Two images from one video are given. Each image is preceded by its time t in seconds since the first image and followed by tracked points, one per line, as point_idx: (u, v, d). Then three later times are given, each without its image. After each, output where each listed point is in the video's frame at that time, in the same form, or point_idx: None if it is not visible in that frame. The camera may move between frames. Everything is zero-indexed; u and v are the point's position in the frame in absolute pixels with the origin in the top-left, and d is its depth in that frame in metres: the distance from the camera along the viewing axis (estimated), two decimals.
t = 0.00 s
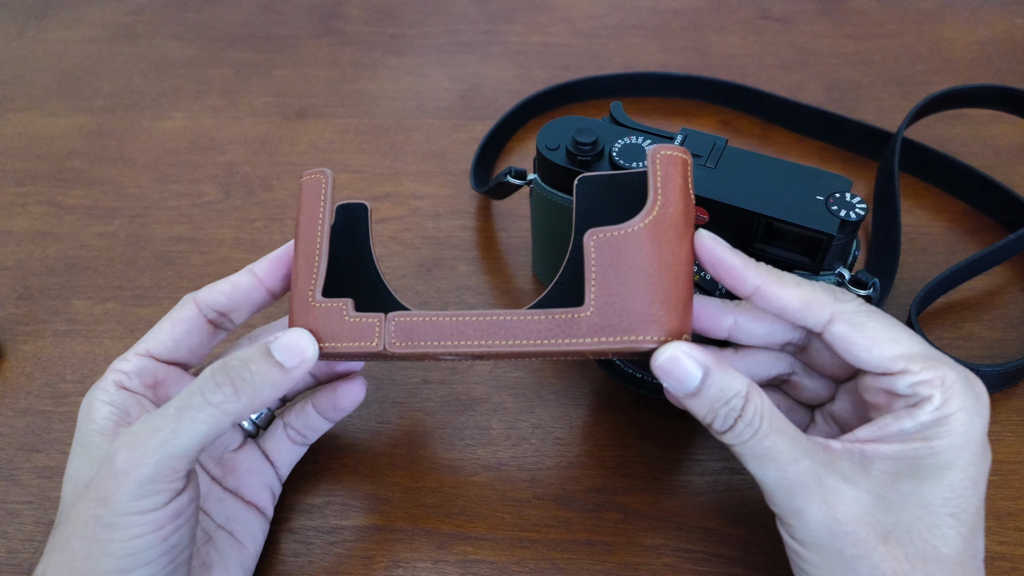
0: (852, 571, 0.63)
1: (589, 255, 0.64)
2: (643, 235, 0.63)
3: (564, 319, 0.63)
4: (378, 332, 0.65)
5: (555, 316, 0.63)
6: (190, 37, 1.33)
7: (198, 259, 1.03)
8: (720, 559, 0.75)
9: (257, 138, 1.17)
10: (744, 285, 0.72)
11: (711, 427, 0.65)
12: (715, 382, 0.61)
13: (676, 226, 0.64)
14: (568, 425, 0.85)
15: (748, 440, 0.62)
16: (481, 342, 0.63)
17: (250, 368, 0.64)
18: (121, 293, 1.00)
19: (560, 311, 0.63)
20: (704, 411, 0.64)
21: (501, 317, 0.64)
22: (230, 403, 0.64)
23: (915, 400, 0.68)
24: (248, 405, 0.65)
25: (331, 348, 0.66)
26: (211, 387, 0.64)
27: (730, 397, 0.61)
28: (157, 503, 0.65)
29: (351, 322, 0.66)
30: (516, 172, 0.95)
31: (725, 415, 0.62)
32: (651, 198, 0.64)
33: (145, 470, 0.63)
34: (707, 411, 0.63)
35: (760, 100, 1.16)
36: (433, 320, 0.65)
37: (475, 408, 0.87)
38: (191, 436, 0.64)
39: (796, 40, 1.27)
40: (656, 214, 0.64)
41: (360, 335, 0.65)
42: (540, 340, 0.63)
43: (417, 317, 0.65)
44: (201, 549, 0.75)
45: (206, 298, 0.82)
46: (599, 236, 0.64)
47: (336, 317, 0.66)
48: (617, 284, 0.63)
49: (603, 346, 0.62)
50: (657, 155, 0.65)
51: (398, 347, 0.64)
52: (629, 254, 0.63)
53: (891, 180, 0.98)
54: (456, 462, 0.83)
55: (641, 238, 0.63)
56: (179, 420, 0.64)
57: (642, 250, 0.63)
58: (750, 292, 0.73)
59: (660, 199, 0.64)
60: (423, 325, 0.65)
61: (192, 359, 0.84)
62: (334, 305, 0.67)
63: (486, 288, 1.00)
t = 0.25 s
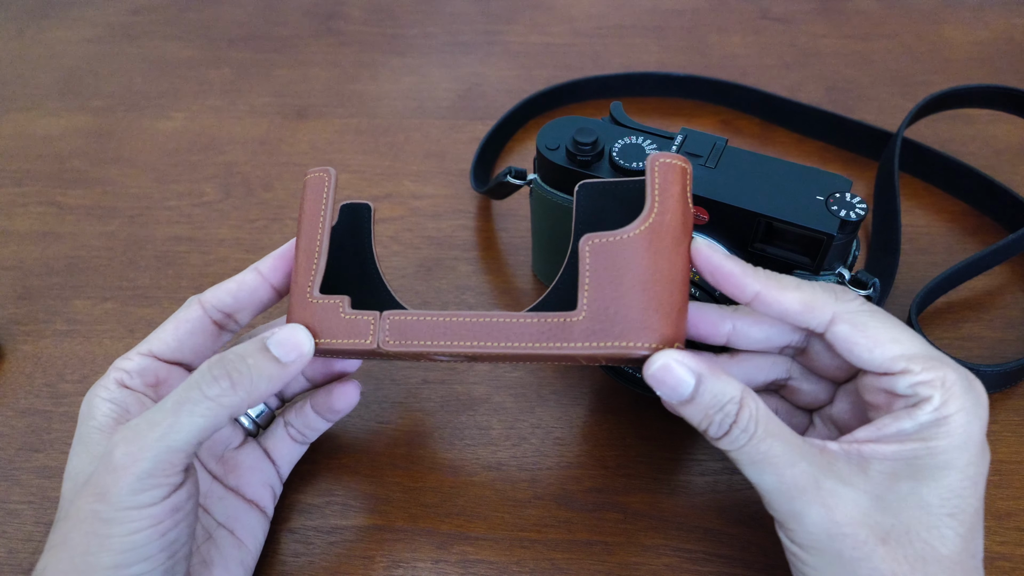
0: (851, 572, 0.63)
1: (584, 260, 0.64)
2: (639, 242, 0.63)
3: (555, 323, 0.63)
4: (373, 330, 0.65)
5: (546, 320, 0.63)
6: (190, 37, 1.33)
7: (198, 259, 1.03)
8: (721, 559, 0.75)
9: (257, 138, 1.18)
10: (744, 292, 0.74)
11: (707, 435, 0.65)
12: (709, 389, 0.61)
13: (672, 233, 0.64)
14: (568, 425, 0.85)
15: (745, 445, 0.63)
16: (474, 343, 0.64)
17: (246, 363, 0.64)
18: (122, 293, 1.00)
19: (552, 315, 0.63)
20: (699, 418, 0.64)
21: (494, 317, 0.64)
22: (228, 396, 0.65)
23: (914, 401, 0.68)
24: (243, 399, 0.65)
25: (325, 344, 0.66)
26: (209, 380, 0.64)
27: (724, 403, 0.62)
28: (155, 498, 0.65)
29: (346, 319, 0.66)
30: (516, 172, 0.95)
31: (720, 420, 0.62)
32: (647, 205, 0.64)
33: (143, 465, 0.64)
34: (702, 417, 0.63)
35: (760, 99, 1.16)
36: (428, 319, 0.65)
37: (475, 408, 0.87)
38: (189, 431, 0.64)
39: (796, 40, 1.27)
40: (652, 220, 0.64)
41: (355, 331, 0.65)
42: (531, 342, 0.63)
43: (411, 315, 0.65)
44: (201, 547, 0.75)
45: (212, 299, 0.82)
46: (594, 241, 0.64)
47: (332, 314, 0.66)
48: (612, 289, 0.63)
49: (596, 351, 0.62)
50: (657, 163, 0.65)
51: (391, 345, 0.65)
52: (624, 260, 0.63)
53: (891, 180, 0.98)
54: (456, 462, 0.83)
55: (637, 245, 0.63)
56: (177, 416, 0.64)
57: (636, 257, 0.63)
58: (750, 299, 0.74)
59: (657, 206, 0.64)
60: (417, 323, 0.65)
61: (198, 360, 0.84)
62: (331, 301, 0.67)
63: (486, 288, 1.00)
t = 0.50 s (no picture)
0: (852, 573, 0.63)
1: (587, 260, 0.64)
2: (640, 243, 0.64)
3: (556, 319, 0.63)
4: (372, 324, 0.65)
5: (547, 317, 0.63)
6: (190, 37, 1.33)
7: (198, 259, 1.03)
8: (721, 559, 0.75)
9: (257, 138, 1.17)
10: (747, 294, 0.73)
11: (709, 434, 0.65)
12: (710, 390, 0.61)
13: (675, 237, 0.64)
14: (568, 425, 0.85)
15: (747, 445, 0.62)
16: (475, 339, 0.63)
17: (241, 358, 0.64)
18: (121, 293, 1.00)
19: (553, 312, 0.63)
20: (700, 418, 0.64)
21: (495, 313, 0.64)
22: (224, 395, 0.64)
23: (916, 399, 0.68)
24: (238, 397, 0.65)
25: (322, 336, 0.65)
26: (205, 378, 0.64)
27: (725, 403, 0.62)
28: (152, 497, 0.65)
29: (344, 313, 0.66)
30: (516, 172, 0.95)
31: (722, 421, 0.62)
32: (651, 209, 0.65)
33: (140, 464, 0.64)
34: (704, 417, 0.63)
35: (760, 100, 1.16)
36: (427, 314, 0.65)
37: (475, 408, 0.87)
38: (186, 429, 0.64)
39: (796, 40, 1.27)
40: (654, 224, 0.64)
41: (352, 326, 0.65)
42: (532, 339, 0.63)
43: (413, 310, 0.65)
44: (200, 546, 0.75)
45: (212, 298, 0.82)
46: (597, 242, 0.64)
47: (331, 307, 0.66)
48: (613, 288, 0.63)
49: (596, 347, 0.62)
50: (661, 167, 0.66)
51: (389, 340, 0.64)
52: (626, 260, 0.64)
53: (891, 180, 0.98)
54: (456, 462, 0.83)
55: (640, 245, 0.64)
56: (173, 415, 0.64)
57: (638, 258, 0.63)
58: (754, 301, 0.73)
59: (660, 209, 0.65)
60: (420, 318, 0.65)
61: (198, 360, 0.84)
62: (330, 296, 0.67)
63: (485, 288, 1.00)
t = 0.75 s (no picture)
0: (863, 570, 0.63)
1: (605, 247, 0.64)
2: (654, 236, 0.64)
3: (575, 300, 0.60)
4: (377, 307, 0.61)
5: (567, 298, 0.61)
6: (190, 37, 1.33)
7: (199, 259, 1.03)
8: (721, 559, 0.75)
9: (256, 138, 1.17)
10: (760, 295, 0.72)
11: (726, 423, 0.64)
12: (733, 378, 0.60)
13: (687, 233, 0.65)
14: (568, 425, 0.85)
15: (765, 436, 0.62)
16: (485, 317, 0.60)
17: (231, 364, 0.62)
18: (121, 293, 1.00)
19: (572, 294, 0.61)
20: (720, 407, 0.63)
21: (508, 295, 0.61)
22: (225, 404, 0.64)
23: (927, 394, 0.68)
24: (239, 398, 0.64)
25: (321, 318, 0.61)
26: (201, 390, 0.63)
27: (747, 393, 0.61)
28: (152, 502, 0.66)
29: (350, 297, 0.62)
30: (516, 172, 0.95)
31: (743, 410, 0.61)
32: (664, 209, 0.66)
33: (141, 470, 0.64)
34: (724, 407, 0.62)
35: (761, 99, 1.16)
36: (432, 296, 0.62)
37: (475, 408, 0.87)
38: (187, 436, 0.65)
39: (796, 40, 1.27)
40: (666, 222, 0.65)
41: (355, 309, 0.61)
42: (549, 319, 0.60)
43: (421, 293, 0.61)
44: (197, 543, 0.75)
45: (200, 300, 0.81)
46: (614, 234, 0.64)
47: (332, 292, 0.62)
48: (631, 274, 0.62)
49: (615, 328, 0.59)
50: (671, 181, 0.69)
51: (396, 320, 0.60)
52: (643, 249, 0.63)
53: (891, 180, 0.98)
54: (456, 462, 0.83)
55: (655, 238, 0.64)
56: (173, 421, 0.64)
57: (654, 248, 0.63)
58: (766, 303, 0.73)
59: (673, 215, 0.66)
60: (424, 300, 0.61)
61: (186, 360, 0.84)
62: (331, 281, 0.63)
63: (485, 288, 1.00)
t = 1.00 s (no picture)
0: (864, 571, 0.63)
1: (606, 257, 0.64)
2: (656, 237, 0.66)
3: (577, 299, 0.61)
4: (375, 303, 0.61)
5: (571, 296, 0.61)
6: (191, 37, 1.33)
7: (199, 258, 1.03)
8: (721, 559, 0.75)
9: (257, 138, 1.18)
10: (761, 304, 0.74)
11: (727, 424, 0.64)
12: (736, 379, 0.60)
13: (686, 236, 0.67)
14: (568, 425, 0.85)
15: (766, 436, 0.62)
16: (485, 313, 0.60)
17: (229, 371, 0.61)
18: (121, 293, 1.00)
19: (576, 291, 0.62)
20: (722, 408, 0.62)
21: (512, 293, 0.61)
22: (230, 409, 0.63)
23: (929, 392, 0.68)
24: (243, 402, 0.63)
25: (317, 313, 0.60)
26: (206, 394, 0.62)
27: (750, 394, 0.60)
28: (156, 502, 0.66)
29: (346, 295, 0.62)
30: (516, 172, 0.95)
31: (745, 411, 0.61)
32: (665, 215, 0.69)
33: (148, 470, 0.64)
34: (726, 408, 0.62)
35: (760, 99, 1.16)
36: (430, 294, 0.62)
37: (475, 408, 0.87)
38: (193, 438, 0.64)
39: (796, 40, 1.27)
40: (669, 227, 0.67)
41: (354, 305, 0.61)
42: (551, 313, 0.60)
43: (419, 291, 0.62)
44: (196, 542, 0.75)
45: (192, 304, 0.82)
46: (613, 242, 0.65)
47: (330, 290, 0.62)
48: (633, 269, 0.63)
49: (617, 320, 0.59)
50: (670, 198, 0.71)
51: (394, 315, 0.60)
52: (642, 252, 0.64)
53: (891, 180, 0.98)
54: (456, 462, 0.83)
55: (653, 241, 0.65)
56: (181, 424, 0.64)
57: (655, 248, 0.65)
58: (767, 312, 0.74)
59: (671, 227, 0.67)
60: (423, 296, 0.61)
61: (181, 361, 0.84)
62: (328, 280, 0.63)
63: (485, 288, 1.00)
